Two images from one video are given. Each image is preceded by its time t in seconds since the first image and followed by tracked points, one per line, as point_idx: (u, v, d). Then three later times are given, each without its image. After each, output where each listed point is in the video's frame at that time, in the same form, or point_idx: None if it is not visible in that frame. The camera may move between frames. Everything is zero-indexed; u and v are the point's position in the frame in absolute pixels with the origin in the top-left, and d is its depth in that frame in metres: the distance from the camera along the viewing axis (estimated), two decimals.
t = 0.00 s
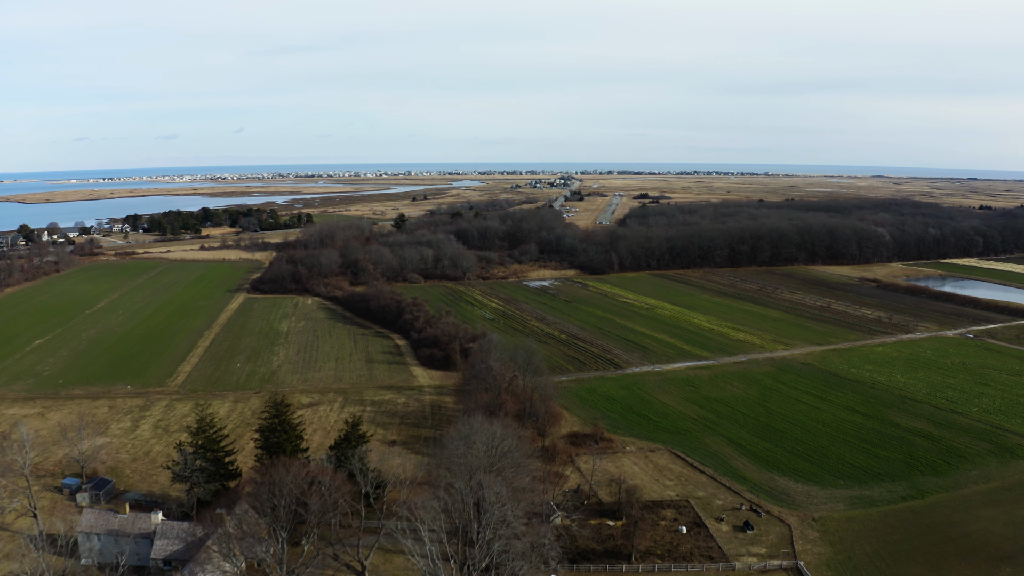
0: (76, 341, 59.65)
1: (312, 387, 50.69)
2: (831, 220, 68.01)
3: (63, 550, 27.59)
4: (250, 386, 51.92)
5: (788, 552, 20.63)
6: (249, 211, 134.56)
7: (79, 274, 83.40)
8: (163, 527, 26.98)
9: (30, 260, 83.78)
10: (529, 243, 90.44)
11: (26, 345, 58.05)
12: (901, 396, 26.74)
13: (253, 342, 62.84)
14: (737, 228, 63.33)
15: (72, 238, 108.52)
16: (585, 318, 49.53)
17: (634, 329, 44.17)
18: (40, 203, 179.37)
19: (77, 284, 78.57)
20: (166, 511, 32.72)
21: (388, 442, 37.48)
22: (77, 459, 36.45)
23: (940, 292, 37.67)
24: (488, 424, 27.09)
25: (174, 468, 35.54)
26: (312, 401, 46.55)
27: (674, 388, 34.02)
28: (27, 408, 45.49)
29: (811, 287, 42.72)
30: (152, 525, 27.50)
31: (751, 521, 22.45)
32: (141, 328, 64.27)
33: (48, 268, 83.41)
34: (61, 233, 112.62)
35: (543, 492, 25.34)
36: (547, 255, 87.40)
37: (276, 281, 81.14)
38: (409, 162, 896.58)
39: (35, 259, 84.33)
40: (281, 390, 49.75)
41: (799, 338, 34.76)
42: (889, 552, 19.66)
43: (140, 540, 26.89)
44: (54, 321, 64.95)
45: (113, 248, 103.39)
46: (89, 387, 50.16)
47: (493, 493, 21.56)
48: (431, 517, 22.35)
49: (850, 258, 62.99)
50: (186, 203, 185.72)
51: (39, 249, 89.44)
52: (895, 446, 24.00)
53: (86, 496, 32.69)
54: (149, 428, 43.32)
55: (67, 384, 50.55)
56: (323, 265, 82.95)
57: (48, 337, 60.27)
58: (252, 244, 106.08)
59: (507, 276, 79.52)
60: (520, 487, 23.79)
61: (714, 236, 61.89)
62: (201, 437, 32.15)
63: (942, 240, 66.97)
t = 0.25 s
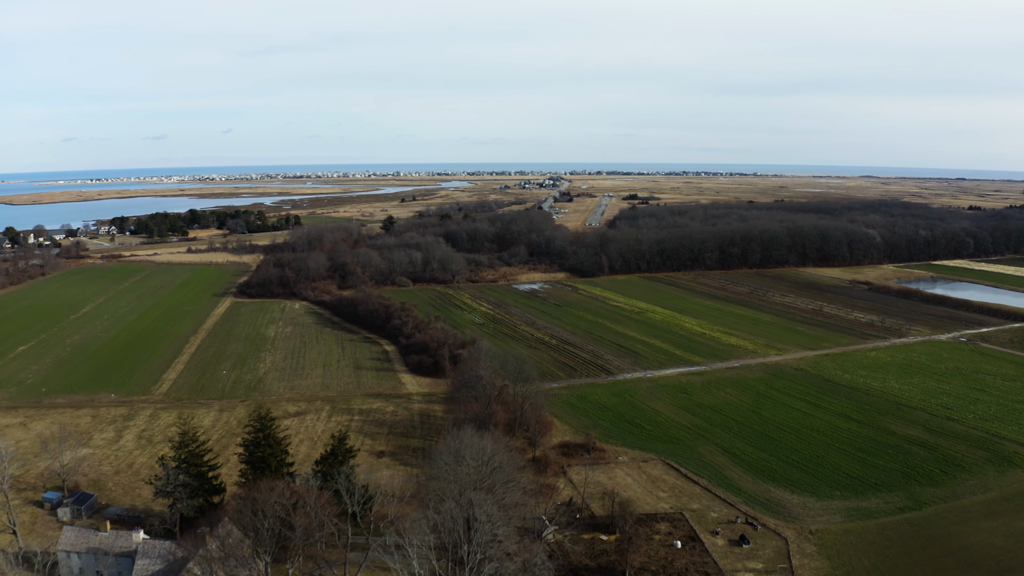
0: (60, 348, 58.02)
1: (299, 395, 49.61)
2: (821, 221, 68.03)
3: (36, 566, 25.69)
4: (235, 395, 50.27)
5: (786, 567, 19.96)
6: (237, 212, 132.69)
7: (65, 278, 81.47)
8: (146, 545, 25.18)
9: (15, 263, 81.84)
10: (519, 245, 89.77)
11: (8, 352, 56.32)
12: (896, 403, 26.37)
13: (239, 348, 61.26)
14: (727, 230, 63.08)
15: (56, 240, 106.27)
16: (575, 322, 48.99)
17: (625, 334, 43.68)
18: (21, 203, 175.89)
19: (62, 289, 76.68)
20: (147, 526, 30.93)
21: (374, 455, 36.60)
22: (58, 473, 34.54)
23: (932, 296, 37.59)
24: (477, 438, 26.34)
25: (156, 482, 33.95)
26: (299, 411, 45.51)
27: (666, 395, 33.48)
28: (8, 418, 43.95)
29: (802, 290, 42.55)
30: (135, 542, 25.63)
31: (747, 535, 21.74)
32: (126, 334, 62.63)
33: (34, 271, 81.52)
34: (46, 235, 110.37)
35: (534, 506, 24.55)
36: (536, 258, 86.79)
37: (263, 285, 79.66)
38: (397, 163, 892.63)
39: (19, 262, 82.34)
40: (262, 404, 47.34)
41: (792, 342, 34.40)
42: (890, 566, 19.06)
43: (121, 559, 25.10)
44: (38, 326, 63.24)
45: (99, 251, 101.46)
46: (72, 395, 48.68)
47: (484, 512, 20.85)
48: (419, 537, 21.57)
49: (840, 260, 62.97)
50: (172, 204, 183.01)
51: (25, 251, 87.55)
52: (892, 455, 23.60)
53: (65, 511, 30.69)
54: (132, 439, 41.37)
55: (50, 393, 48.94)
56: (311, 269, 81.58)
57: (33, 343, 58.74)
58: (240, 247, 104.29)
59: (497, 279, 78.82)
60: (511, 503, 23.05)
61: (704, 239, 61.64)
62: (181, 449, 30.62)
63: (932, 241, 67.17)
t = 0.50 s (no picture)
0: (46, 354, 56.56)
1: (287, 403, 48.64)
2: (813, 223, 68.03)
3: None
4: (222, 403, 48.92)
5: None
6: (226, 214, 130.97)
7: (50, 282, 79.79)
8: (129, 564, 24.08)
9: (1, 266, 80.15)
10: (509, 247, 89.23)
11: None
12: (892, 409, 26.06)
13: (226, 354, 59.87)
14: (718, 232, 62.87)
15: (42, 242, 104.25)
16: (566, 326, 48.50)
17: (616, 338, 43.27)
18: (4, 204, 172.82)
19: (47, 292, 74.99)
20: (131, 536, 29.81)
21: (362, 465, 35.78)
22: (40, 486, 33.00)
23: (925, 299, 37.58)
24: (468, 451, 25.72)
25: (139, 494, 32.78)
26: (287, 419, 44.60)
27: (659, 401, 33.01)
28: None
29: (794, 293, 42.44)
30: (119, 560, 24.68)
31: (742, 546, 21.17)
32: (113, 340, 61.17)
33: (20, 275, 79.87)
34: (30, 237, 108.26)
35: (524, 518, 23.86)
36: (527, 260, 86.23)
37: (251, 288, 78.22)
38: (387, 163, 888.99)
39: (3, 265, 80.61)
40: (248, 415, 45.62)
41: (785, 347, 34.15)
42: None
43: None
44: (23, 332, 61.75)
45: (87, 253, 99.72)
46: (57, 403, 47.38)
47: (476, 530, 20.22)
48: (407, 553, 20.87)
49: (832, 261, 62.98)
50: (159, 206, 180.46)
51: (11, 254, 85.87)
52: (888, 463, 23.23)
53: (46, 524, 28.99)
54: (117, 449, 39.89)
55: (34, 401, 47.60)
56: (300, 272, 80.32)
57: (17, 349, 57.28)
58: (229, 249, 102.61)
59: (487, 282, 78.18)
60: (502, 517, 22.37)
61: (695, 241, 61.41)
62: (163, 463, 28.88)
63: (924, 243, 67.37)
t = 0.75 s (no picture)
0: (29, 361, 55.03)
1: (273, 411, 47.57)
2: (803, 225, 68.01)
3: None
4: (207, 413, 47.52)
5: None
6: (213, 216, 129.06)
7: (34, 285, 77.95)
8: None
9: None
10: (499, 250, 88.58)
11: None
12: (886, 416, 25.70)
13: (212, 361, 58.41)
14: (709, 234, 62.60)
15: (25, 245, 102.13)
16: (556, 330, 47.91)
17: (607, 343, 42.77)
18: None
19: (30, 296, 73.18)
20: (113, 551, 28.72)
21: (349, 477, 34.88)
22: (19, 500, 31.60)
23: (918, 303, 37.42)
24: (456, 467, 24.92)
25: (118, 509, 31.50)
26: (273, 429, 43.58)
27: (651, 409, 32.48)
28: None
29: (786, 297, 42.14)
30: None
31: (738, 560, 20.50)
32: (98, 345, 59.67)
33: (4, 279, 78.10)
34: (14, 238, 106.03)
35: (513, 533, 23.06)
36: (516, 262, 85.57)
37: (237, 292, 76.66)
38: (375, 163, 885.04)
39: None
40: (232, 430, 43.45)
41: (778, 351, 33.78)
42: None
43: None
44: (6, 337, 60.11)
45: (73, 256, 97.83)
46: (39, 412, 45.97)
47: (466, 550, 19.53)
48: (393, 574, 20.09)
49: (822, 263, 62.98)
50: (145, 207, 177.78)
51: None
52: (885, 472, 22.83)
53: (27, 541, 27.60)
54: (100, 461, 38.58)
55: (15, 410, 46.11)
56: (287, 276, 78.95)
57: None
58: (216, 251, 100.78)
59: (477, 285, 77.44)
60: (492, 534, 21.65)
61: (686, 243, 61.11)
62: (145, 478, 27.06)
63: (914, 244, 67.56)
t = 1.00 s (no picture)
0: (13, 367, 53.71)
1: (261, 419, 46.65)
2: (795, 226, 67.96)
3: None
4: (194, 421, 46.37)
5: None
6: (203, 217, 127.48)
7: (19, 289, 76.31)
8: None
9: None
10: (489, 252, 87.95)
11: None
12: (883, 422, 25.40)
13: (200, 366, 57.21)
14: (700, 236, 62.39)
15: (10, 247, 100.34)
16: (548, 334, 47.40)
17: (600, 347, 42.33)
18: None
19: (15, 300, 71.58)
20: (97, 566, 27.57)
21: (337, 488, 34.10)
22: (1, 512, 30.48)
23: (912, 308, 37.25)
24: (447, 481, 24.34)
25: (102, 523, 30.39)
26: (261, 437, 42.71)
27: (644, 415, 32.02)
28: None
29: (778, 300, 42.05)
30: None
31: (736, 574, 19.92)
32: (85, 350, 58.42)
33: None
34: None
35: (505, 547, 22.37)
36: (507, 265, 84.97)
37: (226, 296, 75.39)
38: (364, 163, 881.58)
39: None
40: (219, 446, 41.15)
41: (772, 355, 33.54)
42: None
43: None
44: None
45: (60, 258, 96.18)
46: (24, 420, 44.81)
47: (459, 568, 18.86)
48: None
49: (814, 265, 62.99)
50: (134, 208, 175.62)
51: None
52: (882, 480, 22.48)
53: (9, 556, 26.59)
54: (85, 471, 37.53)
55: None
56: (276, 279, 77.71)
57: None
58: (205, 253, 99.18)
59: (467, 288, 76.83)
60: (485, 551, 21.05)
61: (678, 245, 60.85)
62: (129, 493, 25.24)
63: (906, 246, 67.72)
